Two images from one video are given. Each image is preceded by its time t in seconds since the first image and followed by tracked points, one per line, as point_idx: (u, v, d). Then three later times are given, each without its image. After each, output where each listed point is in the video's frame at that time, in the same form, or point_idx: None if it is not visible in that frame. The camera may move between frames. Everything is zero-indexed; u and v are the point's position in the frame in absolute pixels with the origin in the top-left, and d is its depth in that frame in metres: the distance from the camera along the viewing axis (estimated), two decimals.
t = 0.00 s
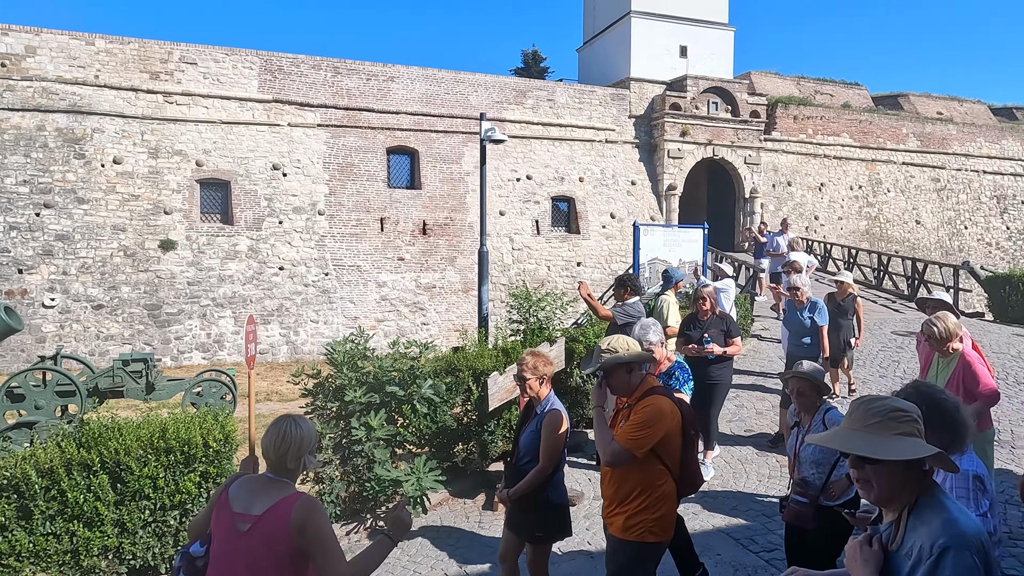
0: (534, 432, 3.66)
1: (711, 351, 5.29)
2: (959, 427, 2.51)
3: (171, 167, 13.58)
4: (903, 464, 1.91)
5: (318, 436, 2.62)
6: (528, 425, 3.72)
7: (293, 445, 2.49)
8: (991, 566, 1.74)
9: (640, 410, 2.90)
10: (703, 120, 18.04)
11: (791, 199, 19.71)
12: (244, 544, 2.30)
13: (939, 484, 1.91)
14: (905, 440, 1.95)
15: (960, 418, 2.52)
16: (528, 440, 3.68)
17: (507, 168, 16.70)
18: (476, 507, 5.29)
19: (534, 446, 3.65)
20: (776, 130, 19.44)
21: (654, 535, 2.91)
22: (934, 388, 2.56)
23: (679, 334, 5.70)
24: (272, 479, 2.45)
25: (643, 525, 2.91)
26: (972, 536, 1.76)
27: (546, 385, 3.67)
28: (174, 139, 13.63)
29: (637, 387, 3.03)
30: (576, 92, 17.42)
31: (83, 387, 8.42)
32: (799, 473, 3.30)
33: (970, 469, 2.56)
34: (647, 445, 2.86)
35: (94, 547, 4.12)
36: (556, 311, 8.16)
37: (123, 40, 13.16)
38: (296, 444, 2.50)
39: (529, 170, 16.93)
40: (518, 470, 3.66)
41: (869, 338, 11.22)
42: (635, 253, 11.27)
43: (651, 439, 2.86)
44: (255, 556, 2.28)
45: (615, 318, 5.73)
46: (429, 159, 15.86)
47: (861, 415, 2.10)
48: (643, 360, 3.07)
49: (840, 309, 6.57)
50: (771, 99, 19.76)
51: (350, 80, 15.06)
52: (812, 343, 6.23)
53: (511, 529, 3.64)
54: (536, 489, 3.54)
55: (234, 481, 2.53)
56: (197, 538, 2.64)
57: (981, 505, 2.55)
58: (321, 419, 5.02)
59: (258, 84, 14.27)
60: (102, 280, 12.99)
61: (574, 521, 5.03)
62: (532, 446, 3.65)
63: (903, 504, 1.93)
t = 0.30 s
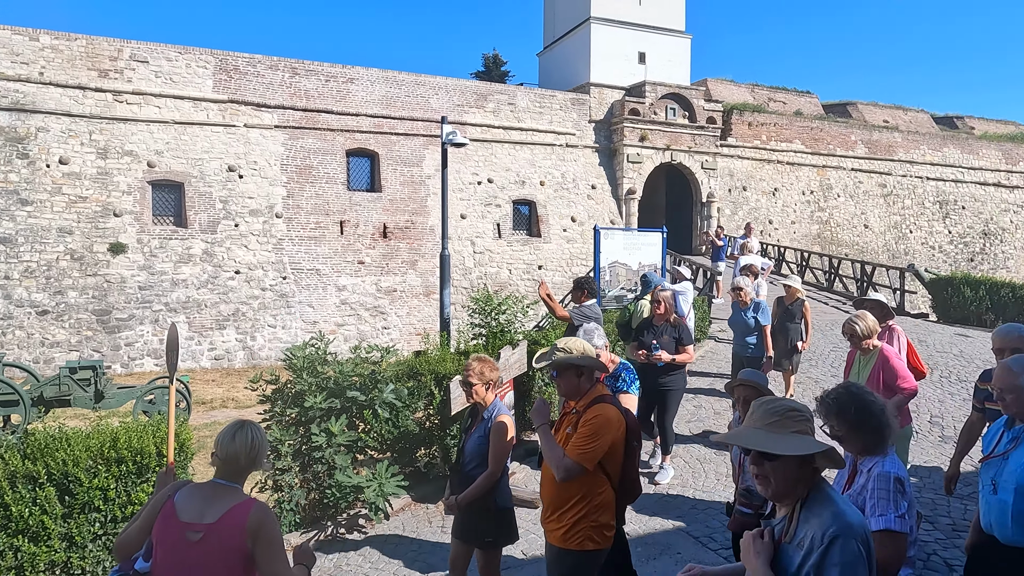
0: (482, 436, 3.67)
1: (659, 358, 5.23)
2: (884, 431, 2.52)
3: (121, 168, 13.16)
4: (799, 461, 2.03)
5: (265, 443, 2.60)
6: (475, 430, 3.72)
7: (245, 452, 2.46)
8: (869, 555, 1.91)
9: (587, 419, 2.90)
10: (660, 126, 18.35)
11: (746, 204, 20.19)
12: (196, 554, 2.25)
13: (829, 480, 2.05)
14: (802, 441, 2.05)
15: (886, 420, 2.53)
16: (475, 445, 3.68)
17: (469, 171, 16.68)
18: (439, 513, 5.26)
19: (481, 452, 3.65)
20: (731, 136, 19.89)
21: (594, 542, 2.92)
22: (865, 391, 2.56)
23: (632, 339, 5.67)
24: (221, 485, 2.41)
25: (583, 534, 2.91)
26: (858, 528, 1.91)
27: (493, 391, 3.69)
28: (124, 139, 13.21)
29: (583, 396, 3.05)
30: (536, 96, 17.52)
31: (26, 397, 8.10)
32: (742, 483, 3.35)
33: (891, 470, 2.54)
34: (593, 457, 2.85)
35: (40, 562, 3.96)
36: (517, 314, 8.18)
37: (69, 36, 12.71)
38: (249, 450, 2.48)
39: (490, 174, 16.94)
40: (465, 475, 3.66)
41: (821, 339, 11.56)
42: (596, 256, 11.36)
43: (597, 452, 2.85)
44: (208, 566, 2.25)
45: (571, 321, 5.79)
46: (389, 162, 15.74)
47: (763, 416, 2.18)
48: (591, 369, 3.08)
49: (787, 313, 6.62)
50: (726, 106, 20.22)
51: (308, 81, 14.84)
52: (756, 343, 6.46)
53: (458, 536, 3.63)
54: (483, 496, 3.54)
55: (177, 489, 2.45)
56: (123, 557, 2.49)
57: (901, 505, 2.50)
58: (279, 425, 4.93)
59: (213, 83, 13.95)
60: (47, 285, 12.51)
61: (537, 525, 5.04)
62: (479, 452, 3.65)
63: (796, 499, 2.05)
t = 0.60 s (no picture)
0: (424, 442, 3.64)
1: (609, 364, 5.27)
2: (815, 430, 2.62)
3: (71, 169, 12.73)
4: (690, 446, 2.12)
5: (227, 450, 2.55)
6: (420, 436, 3.68)
7: (208, 459, 2.41)
8: (754, 536, 2.01)
9: (540, 428, 2.88)
10: (622, 131, 18.58)
11: (706, 208, 20.57)
12: (158, 563, 2.19)
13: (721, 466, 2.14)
14: (690, 425, 2.13)
15: (818, 419, 2.65)
16: (419, 451, 3.64)
17: (432, 175, 16.62)
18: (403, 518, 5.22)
19: (425, 458, 3.62)
20: (691, 141, 20.25)
21: (552, 549, 2.92)
22: (798, 391, 2.69)
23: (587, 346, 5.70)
24: (183, 493, 2.35)
25: (540, 540, 2.91)
26: (744, 509, 2.00)
27: (435, 396, 3.68)
28: (74, 139, 12.79)
29: (533, 404, 3.05)
30: (499, 100, 17.55)
31: None
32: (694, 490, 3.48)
33: (828, 469, 2.54)
34: (551, 470, 2.83)
35: None
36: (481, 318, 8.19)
37: (16, 32, 12.24)
38: (212, 457, 2.43)
39: (454, 177, 16.91)
40: (408, 482, 3.61)
41: (778, 340, 11.85)
42: (559, 259, 11.42)
43: (561, 459, 2.84)
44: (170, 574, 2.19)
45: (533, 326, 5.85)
46: (352, 165, 15.59)
47: (659, 402, 2.26)
48: (541, 377, 3.10)
49: (744, 317, 6.75)
50: (686, 111, 20.58)
51: (268, 82, 14.61)
52: (710, 345, 6.57)
53: (402, 545, 3.64)
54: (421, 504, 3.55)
55: (135, 499, 2.37)
56: (71, 572, 2.38)
57: (840, 503, 2.48)
58: (240, 433, 4.82)
59: (168, 83, 13.61)
60: None
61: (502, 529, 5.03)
62: (422, 459, 3.61)
63: (690, 484, 2.13)
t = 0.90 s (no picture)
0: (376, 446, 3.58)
1: (555, 372, 5.22)
2: (736, 427, 2.70)
3: (23, 170, 12.32)
4: (603, 449, 2.16)
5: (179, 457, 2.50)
6: (371, 442, 3.63)
7: (160, 468, 2.36)
8: (665, 538, 2.00)
9: (496, 428, 2.89)
10: (588, 136, 18.75)
11: (671, 212, 20.86)
12: None
13: (638, 468, 2.16)
14: (601, 428, 2.18)
15: (737, 416, 2.73)
16: (370, 457, 3.59)
17: (398, 178, 16.52)
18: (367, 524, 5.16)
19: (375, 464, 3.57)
20: (655, 147, 20.53)
21: (509, 547, 2.94)
22: (718, 391, 2.77)
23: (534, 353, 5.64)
24: (134, 504, 2.29)
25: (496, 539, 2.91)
26: (654, 510, 2.01)
27: (384, 401, 3.62)
28: (26, 139, 12.39)
29: (485, 404, 3.06)
30: (466, 104, 17.56)
31: None
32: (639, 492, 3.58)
33: (749, 464, 2.61)
34: (517, 470, 2.83)
35: None
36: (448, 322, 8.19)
37: None
38: (164, 466, 2.37)
39: (420, 181, 16.84)
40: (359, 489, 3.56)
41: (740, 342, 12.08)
42: (525, 263, 11.47)
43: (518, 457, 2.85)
44: None
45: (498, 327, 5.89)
46: (316, 168, 15.41)
47: (576, 404, 2.30)
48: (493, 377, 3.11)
49: (705, 320, 6.93)
50: (651, 117, 20.86)
51: (230, 83, 14.38)
52: (670, 350, 6.67)
53: (360, 552, 3.57)
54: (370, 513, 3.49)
55: (84, 514, 2.30)
56: None
57: (761, 496, 2.56)
58: (199, 440, 4.74)
59: (126, 83, 13.29)
60: None
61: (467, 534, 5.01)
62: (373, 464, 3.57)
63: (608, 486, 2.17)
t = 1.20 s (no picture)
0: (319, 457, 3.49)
1: (501, 380, 5.27)
2: (649, 421, 2.77)
3: None
4: (531, 461, 2.14)
5: (130, 466, 2.47)
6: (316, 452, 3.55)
7: (110, 477, 2.33)
8: (582, 558, 1.98)
9: (445, 423, 2.93)
10: (557, 140, 18.87)
11: (638, 217, 21.11)
12: None
13: (570, 481, 2.13)
14: (526, 439, 2.17)
15: (653, 413, 2.80)
16: (315, 467, 3.50)
17: (366, 182, 16.41)
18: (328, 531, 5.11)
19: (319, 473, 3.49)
20: (623, 152, 20.75)
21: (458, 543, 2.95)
22: (632, 390, 2.83)
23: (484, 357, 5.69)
24: (85, 515, 2.26)
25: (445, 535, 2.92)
26: (574, 528, 1.99)
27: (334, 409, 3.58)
28: None
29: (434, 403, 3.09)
30: (434, 107, 17.53)
31: None
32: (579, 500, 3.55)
33: (663, 459, 2.68)
34: (464, 463, 2.86)
35: None
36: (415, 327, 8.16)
37: None
38: (114, 475, 2.34)
39: (388, 184, 16.76)
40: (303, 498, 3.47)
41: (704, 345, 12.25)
42: (493, 267, 11.49)
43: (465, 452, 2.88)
44: None
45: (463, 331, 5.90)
46: (282, 170, 15.22)
47: (507, 415, 2.29)
48: (441, 377, 3.13)
49: (666, 326, 7.00)
50: (619, 123, 21.08)
51: (193, 84, 14.14)
52: (629, 357, 6.77)
53: (308, 561, 3.50)
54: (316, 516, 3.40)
55: (32, 526, 2.26)
56: None
57: (674, 489, 2.61)
58: (158, 448, 4.65)
59: (84, 82, 12.96)
60: None
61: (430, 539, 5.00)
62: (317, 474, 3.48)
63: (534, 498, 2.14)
